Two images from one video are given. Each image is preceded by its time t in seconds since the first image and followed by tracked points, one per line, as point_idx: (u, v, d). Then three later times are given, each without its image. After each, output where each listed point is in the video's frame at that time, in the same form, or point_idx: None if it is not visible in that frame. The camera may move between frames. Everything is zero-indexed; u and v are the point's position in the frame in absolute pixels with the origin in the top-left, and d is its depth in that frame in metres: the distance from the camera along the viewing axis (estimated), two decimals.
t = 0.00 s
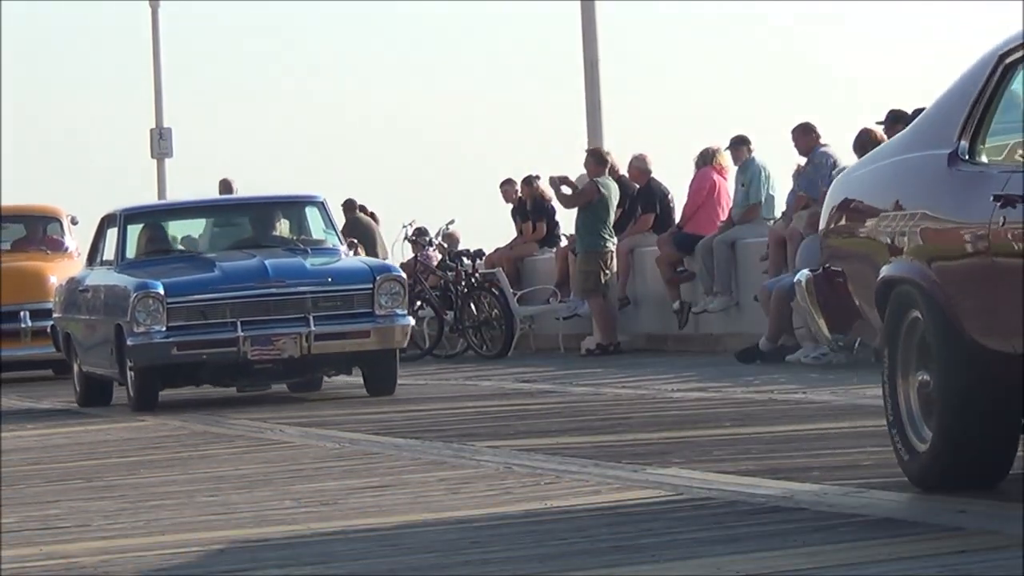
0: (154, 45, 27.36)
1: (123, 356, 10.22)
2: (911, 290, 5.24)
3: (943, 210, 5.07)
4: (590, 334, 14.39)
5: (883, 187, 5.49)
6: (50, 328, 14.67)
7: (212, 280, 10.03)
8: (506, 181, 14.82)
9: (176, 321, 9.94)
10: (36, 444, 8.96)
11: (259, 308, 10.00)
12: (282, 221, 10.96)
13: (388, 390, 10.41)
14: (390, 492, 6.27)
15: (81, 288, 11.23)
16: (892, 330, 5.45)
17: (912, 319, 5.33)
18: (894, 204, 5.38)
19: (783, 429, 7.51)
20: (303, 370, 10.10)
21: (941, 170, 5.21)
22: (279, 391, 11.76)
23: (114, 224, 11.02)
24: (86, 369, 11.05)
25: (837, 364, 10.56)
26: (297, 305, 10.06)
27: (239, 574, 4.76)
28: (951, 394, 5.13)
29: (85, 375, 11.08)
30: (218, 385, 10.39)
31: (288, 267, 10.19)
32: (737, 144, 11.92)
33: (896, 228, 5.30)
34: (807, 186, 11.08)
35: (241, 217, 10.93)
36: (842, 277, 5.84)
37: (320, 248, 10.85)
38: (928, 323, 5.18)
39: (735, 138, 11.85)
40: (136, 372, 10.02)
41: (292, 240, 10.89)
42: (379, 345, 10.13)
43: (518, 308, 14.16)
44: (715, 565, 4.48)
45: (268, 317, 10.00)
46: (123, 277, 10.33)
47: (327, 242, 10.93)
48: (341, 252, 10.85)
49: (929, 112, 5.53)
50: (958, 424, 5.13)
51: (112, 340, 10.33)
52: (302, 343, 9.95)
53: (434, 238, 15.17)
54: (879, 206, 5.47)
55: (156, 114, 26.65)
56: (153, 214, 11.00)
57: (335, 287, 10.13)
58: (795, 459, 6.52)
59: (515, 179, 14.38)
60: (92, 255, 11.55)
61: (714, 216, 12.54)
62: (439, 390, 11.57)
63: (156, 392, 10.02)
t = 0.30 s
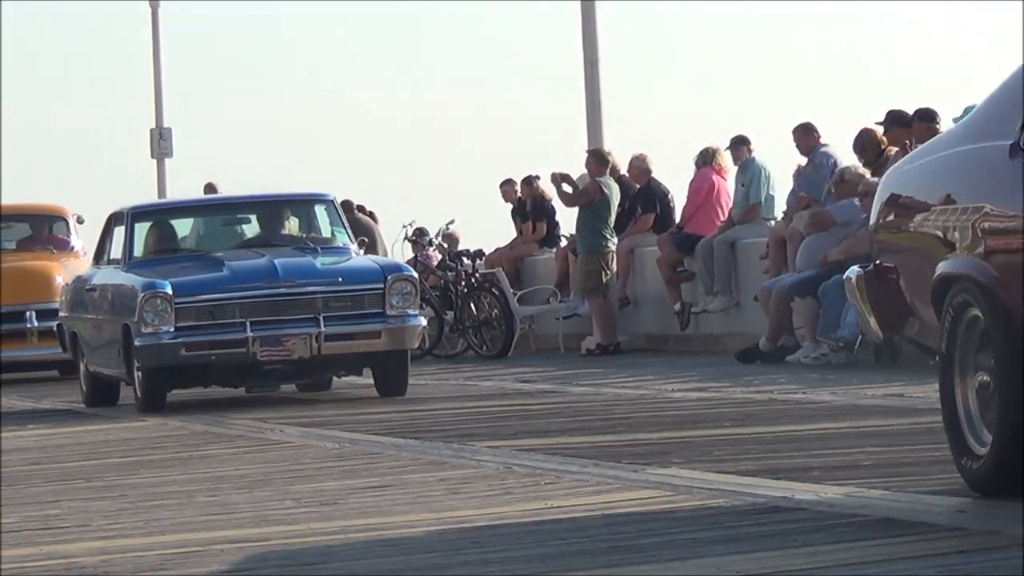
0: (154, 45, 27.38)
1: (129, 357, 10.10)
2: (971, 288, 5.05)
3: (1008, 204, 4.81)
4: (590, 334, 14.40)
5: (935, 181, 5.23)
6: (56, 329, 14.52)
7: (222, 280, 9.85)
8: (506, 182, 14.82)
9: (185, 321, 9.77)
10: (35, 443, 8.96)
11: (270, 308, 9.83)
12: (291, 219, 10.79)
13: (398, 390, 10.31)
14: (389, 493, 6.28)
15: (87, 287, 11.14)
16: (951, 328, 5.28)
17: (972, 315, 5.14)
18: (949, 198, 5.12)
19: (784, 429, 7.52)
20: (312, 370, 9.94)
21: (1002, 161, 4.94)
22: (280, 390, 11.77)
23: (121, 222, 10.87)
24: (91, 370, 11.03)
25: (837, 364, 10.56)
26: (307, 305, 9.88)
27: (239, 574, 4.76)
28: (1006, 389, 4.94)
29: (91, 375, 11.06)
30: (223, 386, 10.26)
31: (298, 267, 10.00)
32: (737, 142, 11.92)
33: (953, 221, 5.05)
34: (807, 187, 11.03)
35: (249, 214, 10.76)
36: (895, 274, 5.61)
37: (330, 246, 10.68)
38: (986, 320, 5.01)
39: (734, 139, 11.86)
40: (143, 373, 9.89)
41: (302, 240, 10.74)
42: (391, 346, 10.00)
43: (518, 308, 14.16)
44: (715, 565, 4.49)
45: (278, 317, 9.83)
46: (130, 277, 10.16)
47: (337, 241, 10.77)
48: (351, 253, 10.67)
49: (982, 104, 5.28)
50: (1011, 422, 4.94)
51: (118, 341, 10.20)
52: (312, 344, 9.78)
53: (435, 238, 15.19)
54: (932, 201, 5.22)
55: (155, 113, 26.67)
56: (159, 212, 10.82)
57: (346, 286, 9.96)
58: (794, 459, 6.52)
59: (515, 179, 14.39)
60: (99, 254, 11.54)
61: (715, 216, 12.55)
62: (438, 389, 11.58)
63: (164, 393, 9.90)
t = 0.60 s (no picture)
0: (154, 44, 27.40)
1: (137, 356, 10.02)
2: None
3: None
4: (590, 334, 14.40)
5: (980, 177, 5.14)
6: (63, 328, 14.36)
7: (230, 279, 9.70)
8: (505, 182, 14.82)
9: (193, 321, 9.63)
10: (34, 444, 8.96)
11: (276, 308, 9.67)
12: (301, 217, 10.67)
13: (410, 391, 10.19)
14: (389, 492, 6.28)
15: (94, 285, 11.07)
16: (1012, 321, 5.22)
17: (1022, 313, 5.08)
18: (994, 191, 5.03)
19: (783, 429, 7.52)
20: (322, 371, 9.80)
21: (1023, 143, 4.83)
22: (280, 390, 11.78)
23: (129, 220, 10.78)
24: (99, 369, 11.02)
25: (837, 364, 10.56)
26: (317, 305, 9.71)
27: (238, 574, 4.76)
28: None
29: (99, 375, 11.05)
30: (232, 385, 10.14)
31: (308, 267, 9.84)
32: (736, 142, 11.94)
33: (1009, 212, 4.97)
34: (807, 187, 11.03)
35: (258, 212, 10.65)
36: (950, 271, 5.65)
37: (341, 246, 10.54)
38: None
39: (735, 139, 11.88)
40: (150, 373, 9.81)
41: (312, 238, 10.62)
42: (405, 347, 9.85)
43: (518, 308, 14.16)
44: (714, 566, 4.49)
45: (287, 317, 9.67)
46: (139, 276, 10.02)
47: (347, 238, 10.65)
48: (363, 250, 10.53)
49: None
50: None
51: (126, 340, 10.11)
52: (323, 344, 9.63)
53: (435, 238, 15.20)
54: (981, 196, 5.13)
55: (155, 114, 26.69)
56: (167, 212, 10.73)
57: (357, 286, 9.79)
58: (794, 458, 6.51)
59: (515, 179, 14.39)
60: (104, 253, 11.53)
61: (715, 216, 12.55)
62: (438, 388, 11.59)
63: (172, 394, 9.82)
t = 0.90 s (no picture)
0: (154, 45, 27.40)
1: (145, 356, 10.02)
2: None
3: None
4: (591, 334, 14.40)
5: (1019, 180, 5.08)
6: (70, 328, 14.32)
7: (240, 279, 9.68)
8: (505, 182, 14.84)
9: (202, 322, 9.60)
10: (33, 444, 8.97)
11: (286, 308, 9.66)
12: (311, 215, 10.67)
13: (424, 392, 10.16)
14: (388, 492, 6.28)
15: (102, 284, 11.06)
16: None
17: None
18: None
19: (783, 428, 7.52)
20: (333, 372, 9.79)
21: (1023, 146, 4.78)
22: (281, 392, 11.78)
23: (137, 218, 10.77)
24: (106, 369, 11.02)
25: (837, 364, 10.54)
26: (327, 305, 9.70)
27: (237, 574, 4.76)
28: None
29: (106, 374, 11.05)
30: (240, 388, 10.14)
31: (318, 266, 9.83)
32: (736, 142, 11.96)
33: None
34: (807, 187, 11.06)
35: (267, 210, 10.65)
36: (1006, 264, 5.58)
37: (351, 244, 10.55)
38: None
39: (735, 139, 11.89)
40: (159, 374, 9.80)
41: (322, 235, 10.62)
42: (416, 348, 9.83)
43: (518, 308, 14.16)
44: (714, 566, 4.49)
45: (298, 317, 9.66)
46: (149, 275, 10.02)
47: (357, 236, 10.65)
48: (373, 249, 10.54)
49: None
50: None
51: (134, 340, 10.12)
52: (334, 344, 9.61)
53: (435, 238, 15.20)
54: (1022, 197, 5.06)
55: (155, 114, 26.69)
56: (175, 212, 10.71)
57: (369, 286, 9.78)
58: (794, 459, 6.51)
59: (515, 179, 14.41)
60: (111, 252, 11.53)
61: (715, 216, 12.57)
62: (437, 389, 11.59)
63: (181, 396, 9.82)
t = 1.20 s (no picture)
0: (154, 44, 27.40)
1: (153, 356, 10.01)
2: None
3: None
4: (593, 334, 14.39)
5: None
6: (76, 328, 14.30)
7: (250, 278, 9.66)
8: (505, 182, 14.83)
9: (211, 322, 9.58)
10: (33, 444, 8.97)
11: (296, 307, 9.64)
12: (321, 214, 10.67)
13: (436, 392, 10.14)
14: (388, 492, 6.28)
15: (110, 283, 11.06)
16: None
17: None
18: None
19: (783, 428, 7.52)
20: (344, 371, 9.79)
21: None
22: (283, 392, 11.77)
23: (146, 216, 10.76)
24: (112, 369, 11.02)
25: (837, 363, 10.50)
26: (338, 305, 9.70)
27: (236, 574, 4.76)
28: None
29: (113, 374, 11.04)
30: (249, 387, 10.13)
31: (329, 265, 9.81)
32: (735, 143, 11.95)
33: None
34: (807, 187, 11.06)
35: (278, 208, 10.65)
36: None
37: (363, 242, 10.56)
38: None
39: (734, 139, 11.87)
40: (167, 374, 9.78)
41: (333, 233, 10.62)
42: (428, 348, 9.82)
43: (519, 308, 14.16)
44: (715, 566, 4.49)
45: (308, 316, 9.65)
46: (158, 274, 10.00)
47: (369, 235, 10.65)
48: (385, 248, 10.55)
49: None
50: None
51: (142, 340, 10.10)
52: (345, 344, 9.60)
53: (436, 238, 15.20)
54: None
55: (155, 114, 26.70)
56: (183, 210, 10.70)
57: (380, 285, 9.77)
58: (794, 458, 6.51)
59: (515, 180, 14.41)
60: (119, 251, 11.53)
61: (715, 216, 12.57)
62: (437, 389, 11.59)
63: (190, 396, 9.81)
